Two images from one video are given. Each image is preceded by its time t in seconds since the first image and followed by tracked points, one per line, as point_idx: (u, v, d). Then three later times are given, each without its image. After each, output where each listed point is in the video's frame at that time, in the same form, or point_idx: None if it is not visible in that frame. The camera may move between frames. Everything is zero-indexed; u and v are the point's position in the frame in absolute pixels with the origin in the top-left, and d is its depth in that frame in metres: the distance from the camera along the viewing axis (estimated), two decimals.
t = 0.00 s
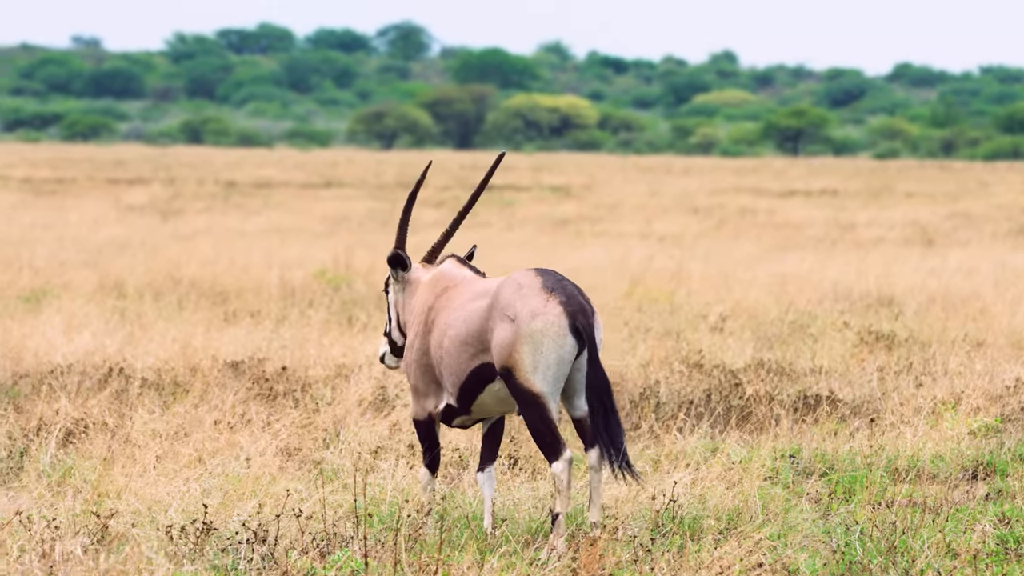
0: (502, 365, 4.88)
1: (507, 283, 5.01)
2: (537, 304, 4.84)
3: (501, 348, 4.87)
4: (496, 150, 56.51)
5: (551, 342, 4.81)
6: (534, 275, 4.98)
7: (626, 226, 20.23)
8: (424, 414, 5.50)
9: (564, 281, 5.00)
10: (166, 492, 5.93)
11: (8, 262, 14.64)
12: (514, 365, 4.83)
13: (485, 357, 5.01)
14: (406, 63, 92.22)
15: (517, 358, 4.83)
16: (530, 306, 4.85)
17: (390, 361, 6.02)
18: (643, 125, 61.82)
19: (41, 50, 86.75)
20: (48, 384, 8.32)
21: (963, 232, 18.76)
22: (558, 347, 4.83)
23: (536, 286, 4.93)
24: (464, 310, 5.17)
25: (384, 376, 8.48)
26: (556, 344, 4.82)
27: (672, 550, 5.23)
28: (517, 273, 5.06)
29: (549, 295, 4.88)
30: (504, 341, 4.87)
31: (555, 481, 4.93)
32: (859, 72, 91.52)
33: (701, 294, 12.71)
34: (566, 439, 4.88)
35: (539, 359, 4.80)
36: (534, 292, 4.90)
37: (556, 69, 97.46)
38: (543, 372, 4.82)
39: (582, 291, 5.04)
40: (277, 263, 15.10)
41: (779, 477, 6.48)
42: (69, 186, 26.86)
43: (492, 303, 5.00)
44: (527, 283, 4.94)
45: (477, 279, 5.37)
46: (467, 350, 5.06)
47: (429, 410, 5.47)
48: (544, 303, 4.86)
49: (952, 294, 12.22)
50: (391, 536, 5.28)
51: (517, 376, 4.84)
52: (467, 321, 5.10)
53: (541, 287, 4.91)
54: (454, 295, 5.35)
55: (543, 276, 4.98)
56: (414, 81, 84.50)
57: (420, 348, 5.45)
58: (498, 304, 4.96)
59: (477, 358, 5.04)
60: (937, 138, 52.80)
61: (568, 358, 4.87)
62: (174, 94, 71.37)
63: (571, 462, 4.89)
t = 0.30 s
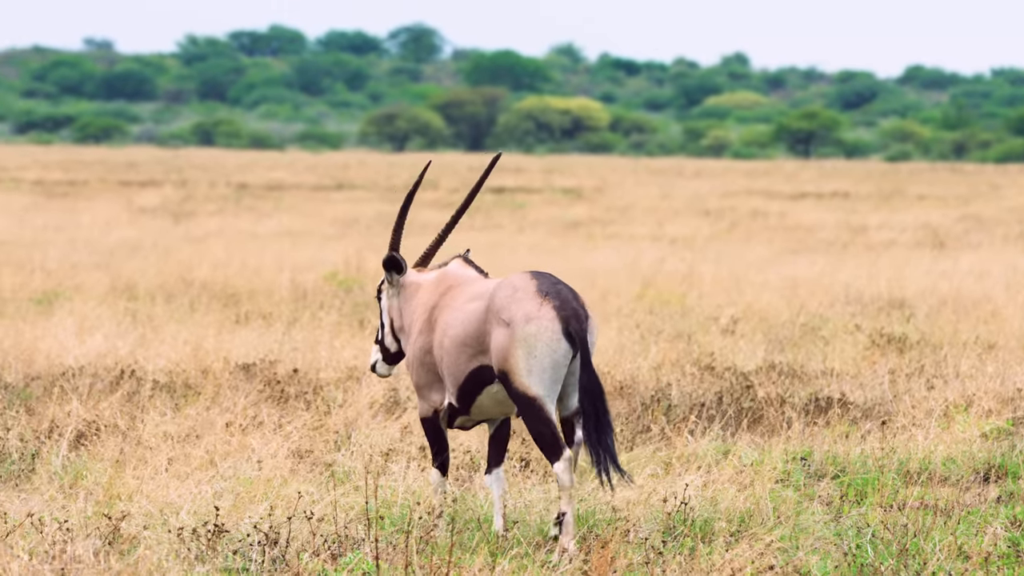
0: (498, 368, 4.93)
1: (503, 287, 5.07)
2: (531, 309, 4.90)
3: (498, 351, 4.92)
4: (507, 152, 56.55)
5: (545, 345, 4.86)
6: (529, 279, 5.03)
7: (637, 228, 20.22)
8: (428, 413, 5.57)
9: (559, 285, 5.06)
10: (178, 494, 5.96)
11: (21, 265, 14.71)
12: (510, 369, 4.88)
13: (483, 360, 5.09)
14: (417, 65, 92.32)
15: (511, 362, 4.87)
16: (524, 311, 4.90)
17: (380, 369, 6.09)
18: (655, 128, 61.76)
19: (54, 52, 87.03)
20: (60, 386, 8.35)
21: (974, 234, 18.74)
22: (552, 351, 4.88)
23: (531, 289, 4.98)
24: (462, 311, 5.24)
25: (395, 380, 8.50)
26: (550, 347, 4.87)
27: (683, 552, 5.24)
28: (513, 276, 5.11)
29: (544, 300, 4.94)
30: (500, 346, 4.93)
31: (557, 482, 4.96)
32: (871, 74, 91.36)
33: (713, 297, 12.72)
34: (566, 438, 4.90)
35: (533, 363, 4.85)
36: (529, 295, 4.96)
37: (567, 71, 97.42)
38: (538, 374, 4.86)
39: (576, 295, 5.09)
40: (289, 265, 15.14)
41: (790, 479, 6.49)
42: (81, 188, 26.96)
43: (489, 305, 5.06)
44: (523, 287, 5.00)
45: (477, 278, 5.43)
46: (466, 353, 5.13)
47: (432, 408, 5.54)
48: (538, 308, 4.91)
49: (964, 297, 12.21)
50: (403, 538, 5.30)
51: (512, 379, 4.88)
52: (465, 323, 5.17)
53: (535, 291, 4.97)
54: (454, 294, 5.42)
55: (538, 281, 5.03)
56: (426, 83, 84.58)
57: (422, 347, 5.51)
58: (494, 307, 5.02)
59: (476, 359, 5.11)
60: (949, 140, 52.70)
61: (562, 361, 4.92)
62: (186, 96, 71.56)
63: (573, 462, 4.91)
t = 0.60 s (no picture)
0: (498, 375, 5.02)
1: (505, 291, 5.13)
2: (530, 317, 4.96)
3: (499, 357, 5.01)
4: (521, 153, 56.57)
5: (542, 354, 4.94)
6: (530, 285, 5.09)
7: (650, 229, 20.23)
8: (433, 411, 5.67)
9: (559, 291, 5.09)
10: (191, 496, 5.99)
11: (36, 265, 14.79)
12: (508, 375, 4.97)
13: (485, 363, 5.18)
14: (432, 67, 92.30)
15: (510, 369, 4.96)
16: (523, 319, 4.97)
17: (382, 380, 6.16)
18: (669, 129, 61.66)
19: (69, 54, 87.32)
20: (75, 387, 8.40)
21: (989, 235, 18.66)
22: (550, 360, 4.95)
23: (531, 296, 5.04)
24: (464, 312, 5.32)
25: (408, 381, 8.52)
26: (547, 355, 4.93)
27: (697, 553, 5.25)
28: (516, 281, 5.17)
29: (543, 309, 4.99)
30: (500, 352, 5.01)
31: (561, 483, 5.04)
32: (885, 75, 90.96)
33: (726, 298, 12.72)
34: (569, 442, 4.95)
35: (530, 370, 4.93)
36: (529, 302, 5.02)
37: (581, 73, 97.37)
38: (537, 382, 4.94)
39: (578, 303, 5.12)
40: (303, 267, 15.18)
41: (804, 481, 6.49)
42: (96, 189, 27.09)
43: (490, 308, 5.14)
44: (524, 293, 5.06)
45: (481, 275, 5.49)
46: (468, 354, 5.22)
47: (436, 406, 5.64)
48: (537, 316, 4.97)
49: (978, 298, 12.17)
50: (417, 539, 5.34)
51: (511, 385, 4.97)
52: (466, 327, 5.24)
53: (536, 299, 5.02)
54: (458, 291, 5.49)
55: (539, 287, 5.07)
56: (439, 84, 84.62)
57: (426, 345, 5.60)
58: (495, 311, 5.09)
59: (476, 360, 5.20)
60: (963, 142, 52.45)
61: (561, 369, 4.99)
62: (200, 98, 71.74)
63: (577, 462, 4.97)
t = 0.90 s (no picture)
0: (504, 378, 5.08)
1: (509, 293, 5.18)
2: (535, 320, 5.02)
3: (505, 359, 5.06)
4: (535, 151, 56.54)
5: (547, 357, 4.98)
6: (534, 288, 5.13)
7: (664, 227, 20.20)
8: (439, 408, 5.72)
9: (562, 294, 5.14)
10: (206, 495, 6.02)
11: (50, 263, 14.85)
12: (513, 378, 5.03)
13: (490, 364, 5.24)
14: (446, 65, 92.33)
15: (516, 371, 5.02)
16: (528, 321, 5.02)
17: (394, 386, 6.16)
18: (683, 126, 61.56)
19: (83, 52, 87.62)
20: (89, 385, 8.45)
21: (1004, 233, 18.59)
22: (555, 363, 4.99)
23: (535, 299, 5.09)
24: (467, 311, 5.38)
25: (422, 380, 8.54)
26: (551, 357, 4.98)
27: (711, 551, 5.26)
28: (520, 283, 5.22)
29: (547, 311, 5.04)
30: (506, 355, 5.07)
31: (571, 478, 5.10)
32: (899, 73, 90.57)
33: (740, 296, 12.70)
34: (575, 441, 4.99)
35: (535, 372, 4.99)
36: (532, 306, 5.07)
37: (595, 70, 97.25)
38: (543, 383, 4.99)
39: (582, 305, 5.16)
40: (317, 265, 15.21)
41: (818, 479, 6.49)
42: (109, 187, 27.18)
43: (494, 311, 5.20)
44: (528, 296, 5.11)
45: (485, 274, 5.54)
46: (474, 355, 5.28)
47: (442, 403, 5.69)
48: (541, 318, 5.02)
49: (993, 296, 12.13)
50: (431, 538, 5.36)
51: (517, 387, 5.03)
52: (471, 328, 5.30)
53: (540, 301, 5.07)
54: (459, 291, 5.55)
55: (542, 290, 5.12)
56: (453, 82, 84.60)
57: (431, 344, 5.65)
58: (500, 313, 5.15)
59: (481, 361, 5.28)
60: (978, 139, 52.24)
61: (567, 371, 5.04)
62: (214, 96, 71.89)
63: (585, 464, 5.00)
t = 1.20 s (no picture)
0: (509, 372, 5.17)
1: (514, 289, 5.28)
2: (538, 313, 5.12)
3: (510, 352, 5.16)
4: (552, 148, 56.51)
5: (553, 348, 5.09)
6: (537, 282, 5.24)
7: (682, 224, 20.18)
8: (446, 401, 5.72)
9: (565, 287, 5.25)
10: (223, 492, 6.05)
11: (69, 260, 14.93)
12: (519, 372, 5.12)
13: (495, 359, 5.33)
14: (464, 62, 92.29)
15: (520, 365, 5.11)
16: (531, 314, 5.13)
17: (411, 388, 6.19)
18: (701, 123, 61.41)
19: (103, 49, 88.01)
20: (107, 382, 8.51)
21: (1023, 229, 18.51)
22: (561, 355, 5.11)
23: (539, 293, 5.19)
24: (472, 309, 5.45)
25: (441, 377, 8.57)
26: (557, 349, 5.10)
27: (729, 548, 5.27)
28: (523, 278, 5.32)
29: (550, 304, 5.15)
30: (511, 351, 5.17)
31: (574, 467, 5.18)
32: (917, 68, 90.11)
33: (759, 292, 12.70)
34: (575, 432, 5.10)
35: (540, 365, 5.09)
36: (537, 299, 5.17)
37: (612, 67, 97.09)
38: (548, 376, 5.10)
39: (584, 295, 5.27)
40: (334, 261, 15.27)
41: (837, 475, 6.49)
42: (128, 184, 27.32)
43: (499, 307, 5.29)
44: (532, 291, 5.21)
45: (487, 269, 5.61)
46: (478, 350, 5.37)
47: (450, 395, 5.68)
48: (545, 311, 5.12)
49: (1011, 293, 12.10)
50: (448, 534, 5.40)
51: (520, 381, 5.13)
52: (474, 323, 5.39)
53: (543, 295, 5.17)
54: (461, 290, 5.62)
55: (546, 284, 5.23)
56: (471, 79, 84.60)
57: (435, 341, 5.71)
58: (504, 309, 5.25)
59: (486, 358, 5.36)
60: (996, 136, 51.97)
61: (571, 363, 5.16)
62: (232, 92, 72.09)
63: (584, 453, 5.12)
